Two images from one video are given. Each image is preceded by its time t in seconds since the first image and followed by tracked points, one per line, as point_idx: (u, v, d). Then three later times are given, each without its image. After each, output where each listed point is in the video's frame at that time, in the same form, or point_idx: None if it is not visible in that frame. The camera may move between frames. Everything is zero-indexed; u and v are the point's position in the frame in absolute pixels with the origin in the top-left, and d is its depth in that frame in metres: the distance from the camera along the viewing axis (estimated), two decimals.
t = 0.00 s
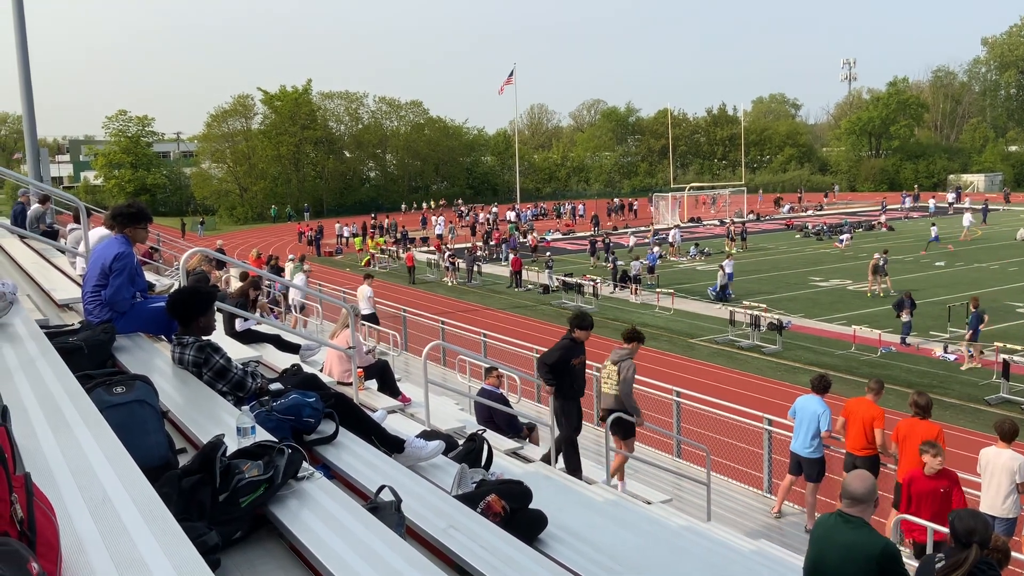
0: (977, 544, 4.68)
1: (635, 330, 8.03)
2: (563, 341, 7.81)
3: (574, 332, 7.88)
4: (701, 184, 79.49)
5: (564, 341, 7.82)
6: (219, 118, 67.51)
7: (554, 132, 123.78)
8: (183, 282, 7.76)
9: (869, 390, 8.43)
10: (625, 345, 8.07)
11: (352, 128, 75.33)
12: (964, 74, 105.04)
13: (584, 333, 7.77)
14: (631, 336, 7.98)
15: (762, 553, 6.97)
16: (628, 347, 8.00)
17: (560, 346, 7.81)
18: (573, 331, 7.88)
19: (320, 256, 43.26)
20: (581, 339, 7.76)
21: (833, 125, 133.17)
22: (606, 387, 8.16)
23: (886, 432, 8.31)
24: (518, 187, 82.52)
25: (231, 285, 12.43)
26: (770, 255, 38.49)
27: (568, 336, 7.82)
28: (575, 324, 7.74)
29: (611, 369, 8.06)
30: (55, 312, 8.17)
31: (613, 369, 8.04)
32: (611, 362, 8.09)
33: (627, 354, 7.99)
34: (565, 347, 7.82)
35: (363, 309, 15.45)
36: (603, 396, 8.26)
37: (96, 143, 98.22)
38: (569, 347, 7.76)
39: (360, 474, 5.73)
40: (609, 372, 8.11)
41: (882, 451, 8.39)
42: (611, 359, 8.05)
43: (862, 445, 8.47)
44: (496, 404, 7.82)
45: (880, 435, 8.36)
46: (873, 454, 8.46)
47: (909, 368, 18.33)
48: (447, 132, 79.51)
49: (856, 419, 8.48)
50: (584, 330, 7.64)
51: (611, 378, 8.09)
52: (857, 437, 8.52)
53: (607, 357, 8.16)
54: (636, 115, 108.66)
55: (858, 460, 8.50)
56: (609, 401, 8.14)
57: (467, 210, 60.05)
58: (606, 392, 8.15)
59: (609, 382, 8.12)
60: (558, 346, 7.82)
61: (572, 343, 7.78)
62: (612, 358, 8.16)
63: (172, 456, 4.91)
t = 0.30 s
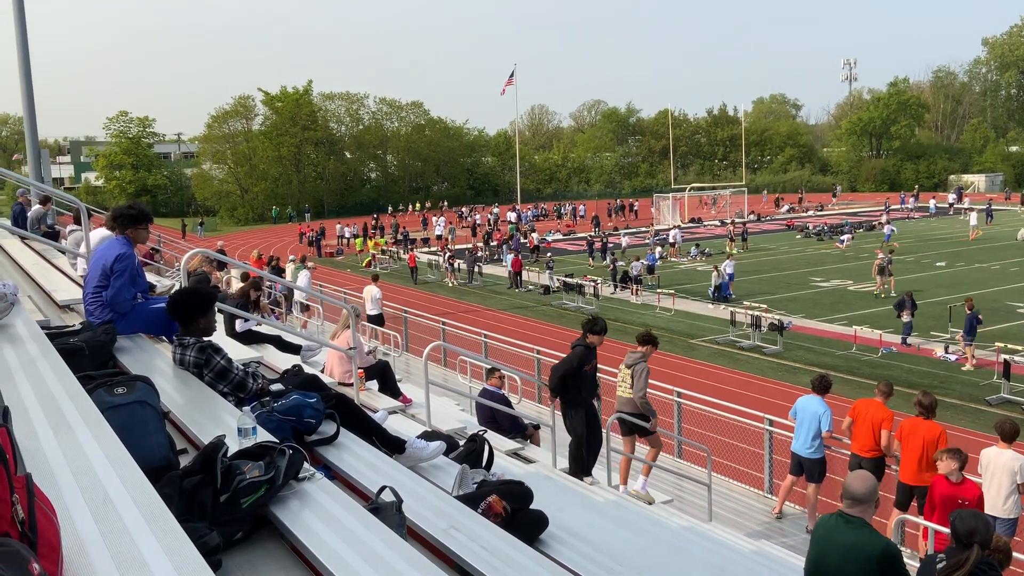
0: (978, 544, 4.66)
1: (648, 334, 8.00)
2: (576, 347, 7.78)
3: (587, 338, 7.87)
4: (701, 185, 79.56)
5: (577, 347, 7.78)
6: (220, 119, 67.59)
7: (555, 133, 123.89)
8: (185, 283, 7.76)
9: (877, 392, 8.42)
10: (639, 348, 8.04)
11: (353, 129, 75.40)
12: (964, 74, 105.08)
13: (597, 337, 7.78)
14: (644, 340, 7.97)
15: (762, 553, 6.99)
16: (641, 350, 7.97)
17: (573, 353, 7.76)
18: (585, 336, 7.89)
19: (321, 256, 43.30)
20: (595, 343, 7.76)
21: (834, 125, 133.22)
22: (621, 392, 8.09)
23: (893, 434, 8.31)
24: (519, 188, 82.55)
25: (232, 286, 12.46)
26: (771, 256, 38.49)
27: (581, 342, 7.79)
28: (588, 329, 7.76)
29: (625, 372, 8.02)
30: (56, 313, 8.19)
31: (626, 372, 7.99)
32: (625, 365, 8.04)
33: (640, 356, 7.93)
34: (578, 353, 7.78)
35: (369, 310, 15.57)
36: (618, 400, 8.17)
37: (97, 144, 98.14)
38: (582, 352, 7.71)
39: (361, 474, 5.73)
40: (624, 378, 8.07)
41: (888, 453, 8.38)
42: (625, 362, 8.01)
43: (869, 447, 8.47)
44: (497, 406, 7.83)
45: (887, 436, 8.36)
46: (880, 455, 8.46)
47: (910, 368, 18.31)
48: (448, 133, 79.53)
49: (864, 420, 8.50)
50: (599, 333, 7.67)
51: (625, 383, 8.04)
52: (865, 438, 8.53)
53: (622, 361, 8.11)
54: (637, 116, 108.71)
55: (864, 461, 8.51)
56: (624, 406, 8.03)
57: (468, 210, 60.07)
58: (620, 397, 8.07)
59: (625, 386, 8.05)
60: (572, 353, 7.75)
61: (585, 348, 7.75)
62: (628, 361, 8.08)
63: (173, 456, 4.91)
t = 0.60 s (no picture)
0: (979, 544, 4.66)
1: (664, 347, 7.90)
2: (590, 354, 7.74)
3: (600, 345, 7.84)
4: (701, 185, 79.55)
5: (591, 354, 7.75)
6: (220, 120, 67.69)
7: (555, 133, 123.91)
8: (185, 284, 7.75)
9: (879, 392, 8.39)
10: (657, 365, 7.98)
11: (353, 130, 75.42)
12: (965, 74, 105.10)
13: (611, 345, 7.72)
14: (660, 355, 7.88)
15: (763, 553, 6.98)
16: (659, 367, 7.91)
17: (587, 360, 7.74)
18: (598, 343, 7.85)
19: (322, 257, 43.32)
20: (609, 351, 7.72)
21: (835, 126, 133.27)
22: (641, 408, 8.10)
23: (895, 433, 8.29)
24: (519, 188, 82.51)
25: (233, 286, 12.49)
26: (772, 256, 38.48)
27: (594, 350, 7.76)
28: (602, 335, 7.72)
29: (647, 391, 8.02)
30: (56, 313, 8.20)
31: (648, 391, 7.99)
32: (646, 382, 8.03)
33: (660, 373, 7.89)
34: (592, 361, 7.76)
35: (375, 310, 15.62)
36: (637, 414, 8.18)
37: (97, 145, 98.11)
38: (596, 360, 7.70)
39: (361, 475, 5.72)
40: (643, 395, 8.07)
41: (889, 453, 8.38)
42: (645, 380, 8.00)
43: (872, 447, 8.45)
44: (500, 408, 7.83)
45: (889, 436, 8.35)
46: (882, 455, 8.43)
47: (911, 368, 18.29)
48: (448, 134, 79.53)
49: (867, 420, 8.49)
50: (611, 340, 7.62)
51: (646, 400, 8.04)
52: (867, 439, 8.52)
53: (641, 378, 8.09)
54: (637, 116, 108.67)
55: (866, 461, 8.50)
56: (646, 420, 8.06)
57: (469, 211, 60.09)
58: (641, 413, 8.09)
59: (644, 404, 8.07)
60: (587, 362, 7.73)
61: (599, 356, 7.72)
62: (647, 377, 8.07)
63: (173, 458, 4.89)
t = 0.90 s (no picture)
0: (979, 544, 4.65)
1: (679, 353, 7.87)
2: (601, 360, 7.68)
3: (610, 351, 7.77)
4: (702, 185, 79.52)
5: (602, 361, 7.70)
6: (220, 121, 67.77)
7: (555, 134, 123.87)
8: (186, 284, 7.74)
9: (875, 390, 8.39)
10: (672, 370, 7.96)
11: (353, 130, 75.41)
12: (965, 74, 105.15)
13: (622, 350, 7.68)
14: (674, 360, 7.86)
15: (762, 554, 6.99)
16: (673, 372, 7.91)
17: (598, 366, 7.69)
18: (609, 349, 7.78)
19: (322, 257, 43.34)
20: (620, 356, 7.68)
21: (835, 126, 133.30)
22: (657, 411, 8.14)
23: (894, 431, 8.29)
24: (520, 189, 82.46)
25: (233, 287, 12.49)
26: (772, 257, 38.52)
27: (605, 356, 7.71)
28: (613, 341, 7.66)
29: (662, 394, 8.04)
30: (56, 314, 8.21)
31: (663, 394, 8.00)
32: (661, 386, 8.04)
33: (677, 378, 7.89)
34: (603, 366, 7.72)
35: (378, 310, 15.65)
36: (652, 417, 8.22)
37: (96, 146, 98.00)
38: (607, 366, 7.65)
39: (361, 475, 5.73)
40: (658, 398, 8.09)
41: (888, 452, 8.38)
42: (660, 384, 8.01)
43: (870, 446, 8.45)
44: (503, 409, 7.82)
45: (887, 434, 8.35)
46: (881, 454, 8.43)
47: (911, 368, 18.32)
48: (448, 134, 79.56)
49: (865, 419, 8.49)
50: (622, 347, 7.58)
51: (661, 403, 8.07)
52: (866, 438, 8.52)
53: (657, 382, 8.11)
54: (637, 116, 108.59)
55: (865, 460, 8.49)
56: (660, 423, 8.10)
57: (469, 212, 60.11)
58: (657, 416, 8.13)
59: (659, 406, 8.10)
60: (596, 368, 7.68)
61: (610, 361, 7.67)
62: (663, 381, 8.07)
63: (173, 458, 4.89)
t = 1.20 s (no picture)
0: (979, 544, 4.65)
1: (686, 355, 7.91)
2: (608, 362, 7.66)
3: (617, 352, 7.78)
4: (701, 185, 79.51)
5: (610, 363, 7.67)
6: (220, 121, 67.83)
7: (555, 134, 123.86)
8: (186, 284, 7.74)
9: (869, 389, 8.39)
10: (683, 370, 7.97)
11: (354, 130, 75.43)
12: (965, 75, 105.19)
13: (629, 351, 7.69)
14: (684, 362, 7.87)
15: (762, 554, 6.98)
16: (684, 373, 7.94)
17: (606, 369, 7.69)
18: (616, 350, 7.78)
19: (322, 257, 43.36)
20: (627, 357, 7.69)
21: (835, 127, 133.32)
22: (671, 412, 8.05)
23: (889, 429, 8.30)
24: (520, 189, 82.40)
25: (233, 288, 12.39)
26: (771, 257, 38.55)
27: (612, 357, 7.69)
28: (620, 342, 7.67)
29: (675, 396, 8.03)
30: (57, 314, 8.21)
31: (677, 395, 8.00)
32: (674, 388, 8.06)
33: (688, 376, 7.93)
34: (610, 368, 7.69)
35: (378, 309, 15.65)
36: (664, 420, 8.14)
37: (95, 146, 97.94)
38: (615, 368, 7.63)
39: (361, 475, 5.72)
40: (671, 399, 8.06)
41: (885, 451, 8.37)
42: (674, 385, 8.03)
43: (867, 445, 8.44)
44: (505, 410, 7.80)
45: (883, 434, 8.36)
46: (878, 453, 8.43)
47: (911, 368, 18.32)
48: (449, 134, 79.59)
49: (859, 419, 8.49)
50: (631, 346, 7.59)
51: (677, 404, 8.01)
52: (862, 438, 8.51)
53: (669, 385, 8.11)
54: (636, 116, 108.65)
55: (862, 459, 8.48)
56: (676, 424, 8.03)
57: (469, 212, 60.19)
58: (672, 417, 8.04)
59: (674, 407, 8.04)
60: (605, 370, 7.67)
61: (617, 363, 7.67)
62: (675, 383, 8.11)
63: (173, 458, 4.89)
